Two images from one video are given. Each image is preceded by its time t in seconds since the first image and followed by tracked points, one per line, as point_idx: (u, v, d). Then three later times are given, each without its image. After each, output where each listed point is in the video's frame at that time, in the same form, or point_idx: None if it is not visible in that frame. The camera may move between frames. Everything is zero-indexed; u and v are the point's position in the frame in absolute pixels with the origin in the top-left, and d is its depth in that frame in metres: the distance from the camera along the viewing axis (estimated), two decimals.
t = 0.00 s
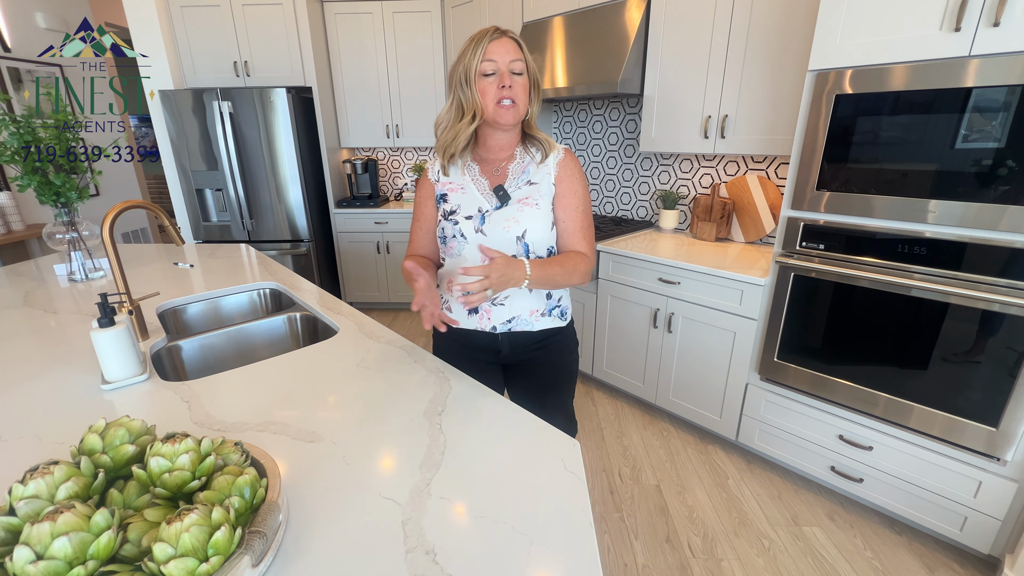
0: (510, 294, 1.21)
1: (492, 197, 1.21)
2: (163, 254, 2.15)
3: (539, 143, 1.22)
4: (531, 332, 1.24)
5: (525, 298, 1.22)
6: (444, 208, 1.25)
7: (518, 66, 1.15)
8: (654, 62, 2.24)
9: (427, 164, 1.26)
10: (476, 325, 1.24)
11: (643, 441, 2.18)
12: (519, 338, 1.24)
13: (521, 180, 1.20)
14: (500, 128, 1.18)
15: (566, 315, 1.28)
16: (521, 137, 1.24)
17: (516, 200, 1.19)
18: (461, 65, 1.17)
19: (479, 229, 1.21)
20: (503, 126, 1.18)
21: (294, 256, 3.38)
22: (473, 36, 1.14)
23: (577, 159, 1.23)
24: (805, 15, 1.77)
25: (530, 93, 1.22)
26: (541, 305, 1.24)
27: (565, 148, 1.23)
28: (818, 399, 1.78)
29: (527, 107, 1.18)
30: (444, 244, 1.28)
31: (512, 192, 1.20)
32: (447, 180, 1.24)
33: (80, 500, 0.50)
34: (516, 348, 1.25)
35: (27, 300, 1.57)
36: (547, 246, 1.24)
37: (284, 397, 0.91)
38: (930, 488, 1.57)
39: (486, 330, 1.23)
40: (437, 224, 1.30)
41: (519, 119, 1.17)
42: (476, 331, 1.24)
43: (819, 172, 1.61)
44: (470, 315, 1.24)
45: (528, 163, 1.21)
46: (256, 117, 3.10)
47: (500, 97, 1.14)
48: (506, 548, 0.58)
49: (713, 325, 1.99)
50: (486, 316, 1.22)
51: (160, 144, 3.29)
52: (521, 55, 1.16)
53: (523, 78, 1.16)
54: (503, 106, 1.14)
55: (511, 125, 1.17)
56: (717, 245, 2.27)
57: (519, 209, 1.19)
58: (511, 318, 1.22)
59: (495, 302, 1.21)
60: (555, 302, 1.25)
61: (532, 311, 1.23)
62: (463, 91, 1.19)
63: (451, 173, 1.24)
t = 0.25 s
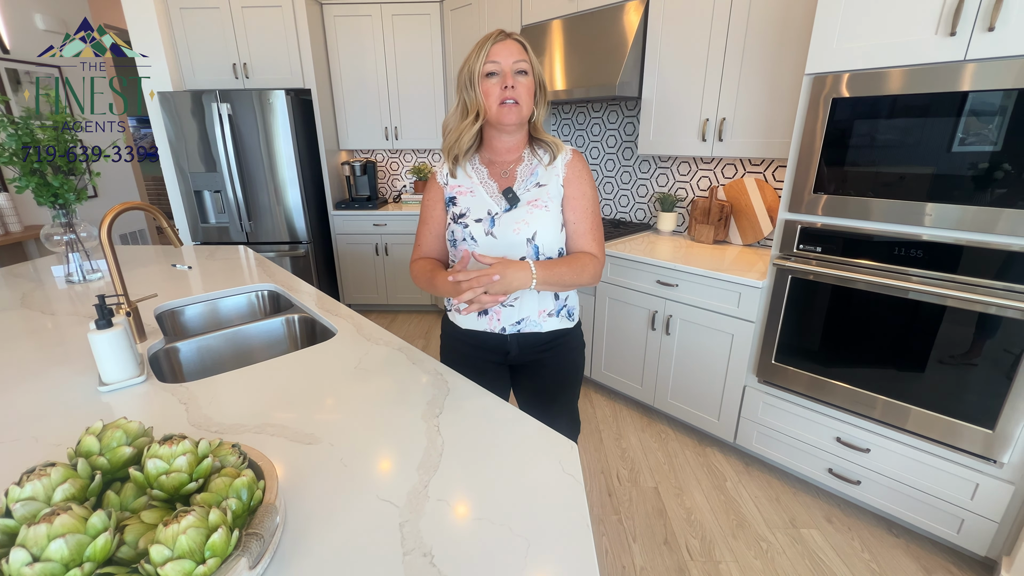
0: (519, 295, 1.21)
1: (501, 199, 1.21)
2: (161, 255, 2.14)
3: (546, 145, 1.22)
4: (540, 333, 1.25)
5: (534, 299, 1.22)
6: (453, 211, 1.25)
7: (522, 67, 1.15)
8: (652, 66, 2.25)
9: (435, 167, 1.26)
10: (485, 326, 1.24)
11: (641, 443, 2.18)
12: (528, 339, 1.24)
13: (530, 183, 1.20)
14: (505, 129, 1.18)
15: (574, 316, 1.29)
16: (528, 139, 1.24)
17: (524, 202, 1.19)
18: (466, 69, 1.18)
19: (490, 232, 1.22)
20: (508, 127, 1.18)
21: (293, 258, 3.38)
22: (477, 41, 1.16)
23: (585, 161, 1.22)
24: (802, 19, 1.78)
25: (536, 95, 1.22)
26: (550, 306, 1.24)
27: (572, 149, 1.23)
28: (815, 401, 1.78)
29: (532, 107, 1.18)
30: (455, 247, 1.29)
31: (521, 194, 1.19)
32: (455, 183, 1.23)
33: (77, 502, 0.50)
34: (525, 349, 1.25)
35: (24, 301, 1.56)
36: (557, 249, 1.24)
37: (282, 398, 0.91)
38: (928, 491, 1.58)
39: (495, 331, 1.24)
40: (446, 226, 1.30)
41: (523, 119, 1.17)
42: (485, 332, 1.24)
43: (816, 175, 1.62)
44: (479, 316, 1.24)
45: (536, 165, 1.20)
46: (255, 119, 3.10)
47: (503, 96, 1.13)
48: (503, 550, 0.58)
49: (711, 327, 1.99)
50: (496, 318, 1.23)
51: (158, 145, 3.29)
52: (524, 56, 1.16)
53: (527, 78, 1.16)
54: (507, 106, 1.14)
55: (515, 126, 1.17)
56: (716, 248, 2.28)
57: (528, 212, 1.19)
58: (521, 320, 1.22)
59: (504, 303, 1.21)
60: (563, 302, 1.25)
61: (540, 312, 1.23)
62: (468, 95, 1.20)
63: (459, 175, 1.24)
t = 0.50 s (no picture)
0: (530, 298, 1.22)
1: (511, 204, 1.21)
2: (160, 258, 2.14)
3: (555, 151, 1.23)
4: (549, 337, 1.25)
5: (544, 301, 1.23)
6: (462, 214, 1.25)
7: (529, 74, 1.16)
8: (651, 71, 2.26)
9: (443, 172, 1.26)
10: (494, 329, 1.24)
11: (640, 447, 2.18)
12: (538, 342, 1.25)
13: (540, 187, 1.20)
14: (513, 136, 1.19)
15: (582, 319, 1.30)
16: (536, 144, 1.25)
17: (535, 206, 1.20)
18: (473, 75, 1.19)
19: (500, 235, 1.22)
20: (516, 134, 1.19)
21: (292, 260, 3.38)
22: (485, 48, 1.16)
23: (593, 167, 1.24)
24: (799, 25, 1.79)
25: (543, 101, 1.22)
26: (560, 309, 1.25)
27: (581, 155, 1.24)
28: (813, 405, 1.79)
29: (539, 114, 1.18)
30: (464, 249, 1.28)
31: (531, 198, 1.20)
32: (464, 186, 1.23)
33: (77, 504, 0.50)
34: (534, 352, 1.26)
35: (23, 303, 1.56)
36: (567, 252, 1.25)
37: (282, 401, 0.91)
38: (925, 495, 1.58)
39: (505, 334, 1.24)
40: (455, 229, 1.28)
41: (531, 126, 1.18)
42: (494, 336, 1.25)
43: (814, 178, 1.63)
44: (488, 320, 1.24)
45: (546, 170, 1.21)
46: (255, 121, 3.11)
47: (511, 105, 1.15)
48: (501, 554, 0.58)
49: (709, 331, 1.99)
50: (506, 321, 1.23)
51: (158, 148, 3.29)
52: (532, 63, 1.16)
53: (535, 85, 1.17)
54: (515, 115, 1.15)
55: (523, 133, 1.18)
56: (714, 252, 2.29)
57: (539, 215, 1.20)
58: (531, 322, 1.23)
59: (515, 306, 1.22)
60: (572, 305, 1.27)
61: (550, 315, 1.24)
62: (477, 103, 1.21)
63: (469, 179, 1.24)
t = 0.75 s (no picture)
0: (538, 300, 1.22)
1: (521, 207, 1.21)
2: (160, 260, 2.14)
3: (562, 156, 1.27)
4: (556, 340, 1.25)
5: (552, 304, 1.23)
6: (471, 216, 1.24)
7: (531, 80, 1.16)
8: (651, 75, 2.27)
9: (449, 175, 1.26)
10: (502, 331, 1.24)
11: (639, 450, 2.18)
12: (544, 344, 1.25)
13: (549, 192, 1.23)
14: (518, 142, 1.19)
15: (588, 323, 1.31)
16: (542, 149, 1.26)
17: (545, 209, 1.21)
18: (478, 82, 1.20)
19: (510, 237, 1.21)
20: (520, 141, 1.19)
21: (292, 263, 3.38)
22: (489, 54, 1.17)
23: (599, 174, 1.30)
24: (798, 30, 1.81)
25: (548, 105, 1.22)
26: (567, 312, 1.26)
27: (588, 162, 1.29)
28: (812, 408, 1.79)
29: (543, 121, 1.19)
30: (472, 251, 1.25)
31: (540, 202, 1.22)
32: (473, 189, 1.23)
33: (80, 506, 0.50)
34: (540, 354, 1.26)
35: (23, 305, 1.56)
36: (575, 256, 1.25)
37: (283, 403, 0.92)
38: (924, 498, 1.58)
39: (512, 336, 1.24)
40: (460, 231, 1.29)
41: (535, 133, 1.18)
42: (501, 337, 1.25)
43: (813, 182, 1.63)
44: (496, 321, 1.24)
45: (556, 175, 1.25)
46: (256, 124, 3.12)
47: (513, 113, 1.15)
48: (501, 556, 0.58)
49: (709, 334, 2.00)
50: (514, 322, 1.23)
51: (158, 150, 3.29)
52: (535, 69, 1.16)
53: (538, 91, 1.17)
54: (518, 122, 1.15)
55: (528, 139, 1.18)
56: (713, 255, 2.29)
57: (549, 219, 1.21)
58: (538, 325, 1.23)
59: (523, 308, 1.22)
60: (578, 309, 1.28)
61: (558, 318, 1.25)
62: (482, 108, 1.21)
63: (478, 182, 1.24)
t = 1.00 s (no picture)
0: (541, 303, 1.23)
1: (523, 209, 1.22)
2: (160, 262, 2.14)
3: (565, 160, 1.26)
4: (558, 343, 1.26)
5: (554, 307, 1.24)
6: (474, 218, 1.25)
7: (542, 86, 1.17)
8: (650, 78, 2.28)
9: (453, 176, 1.26)
10: (504, 335, 1.24)
11: (638, 452, 2.18)
12: (546, 347, 1.25)
13: (551, 194, 1.23)
14: (525, 146, 1.20)
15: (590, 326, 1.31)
16: (547, 153, 1.27)
17: (547, 212, 1.22)
18: (487, 84, 1.20)
19: (513, 239, 1.23)
20: (528, 145, 1.20)
21: (291, 264, 3.38)
22: (499, 58, 1.18)
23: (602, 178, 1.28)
24: (797, 34, 1.82)
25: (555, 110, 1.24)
26: (569, 315, 1.26)
27: (590, 166, 1.28)
28: (811, 411, 1.80)
29: (551, 125, 1.20)
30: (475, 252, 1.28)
31: (543, 205, 1.22)
32: (476, 191, 1.23)
33: (81, 507, 0.50)
34: (543, 356, 1.26)
35: (23, 307, 1.56)
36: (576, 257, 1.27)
37: (283, 405, 0.92)
38: (923, 501, 1.58)
39: (514, 339, 1.24)
40: (463, 232, 1.29)
41: (543, 138, 1.19)
42: (504, 340, 1.25)
43: (812, 184, 1.64)
44: (498, 324, 1.24)
45: (558, 178, 1.24)
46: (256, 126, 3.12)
47: (523, 117, 1.16)
48: (501, 558, 0.59)
49: (708, 336, 2.00)
50: (516, 325, 1.23)
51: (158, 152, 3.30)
52: (545, 75, 1.18)
53: (547, 97, 1.18)
54: (527, 126, 1.17)
55: (535, 144, 1.19)
56: (712, 258, 2.30)
57: (550, 221, 1.22)
58: (541, 327, 1.23)
59: (526, 311, 1.22)
60: (580, 312, 1.28)
61: (560, 321, 1.25)
62: (490, 111, 1.22)
63: (481, 184, 1.24)
